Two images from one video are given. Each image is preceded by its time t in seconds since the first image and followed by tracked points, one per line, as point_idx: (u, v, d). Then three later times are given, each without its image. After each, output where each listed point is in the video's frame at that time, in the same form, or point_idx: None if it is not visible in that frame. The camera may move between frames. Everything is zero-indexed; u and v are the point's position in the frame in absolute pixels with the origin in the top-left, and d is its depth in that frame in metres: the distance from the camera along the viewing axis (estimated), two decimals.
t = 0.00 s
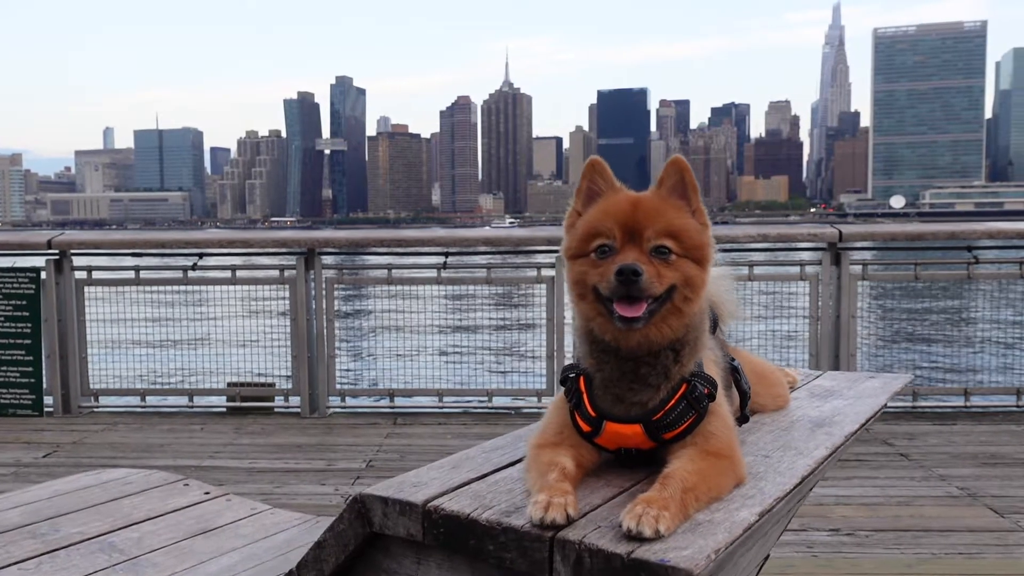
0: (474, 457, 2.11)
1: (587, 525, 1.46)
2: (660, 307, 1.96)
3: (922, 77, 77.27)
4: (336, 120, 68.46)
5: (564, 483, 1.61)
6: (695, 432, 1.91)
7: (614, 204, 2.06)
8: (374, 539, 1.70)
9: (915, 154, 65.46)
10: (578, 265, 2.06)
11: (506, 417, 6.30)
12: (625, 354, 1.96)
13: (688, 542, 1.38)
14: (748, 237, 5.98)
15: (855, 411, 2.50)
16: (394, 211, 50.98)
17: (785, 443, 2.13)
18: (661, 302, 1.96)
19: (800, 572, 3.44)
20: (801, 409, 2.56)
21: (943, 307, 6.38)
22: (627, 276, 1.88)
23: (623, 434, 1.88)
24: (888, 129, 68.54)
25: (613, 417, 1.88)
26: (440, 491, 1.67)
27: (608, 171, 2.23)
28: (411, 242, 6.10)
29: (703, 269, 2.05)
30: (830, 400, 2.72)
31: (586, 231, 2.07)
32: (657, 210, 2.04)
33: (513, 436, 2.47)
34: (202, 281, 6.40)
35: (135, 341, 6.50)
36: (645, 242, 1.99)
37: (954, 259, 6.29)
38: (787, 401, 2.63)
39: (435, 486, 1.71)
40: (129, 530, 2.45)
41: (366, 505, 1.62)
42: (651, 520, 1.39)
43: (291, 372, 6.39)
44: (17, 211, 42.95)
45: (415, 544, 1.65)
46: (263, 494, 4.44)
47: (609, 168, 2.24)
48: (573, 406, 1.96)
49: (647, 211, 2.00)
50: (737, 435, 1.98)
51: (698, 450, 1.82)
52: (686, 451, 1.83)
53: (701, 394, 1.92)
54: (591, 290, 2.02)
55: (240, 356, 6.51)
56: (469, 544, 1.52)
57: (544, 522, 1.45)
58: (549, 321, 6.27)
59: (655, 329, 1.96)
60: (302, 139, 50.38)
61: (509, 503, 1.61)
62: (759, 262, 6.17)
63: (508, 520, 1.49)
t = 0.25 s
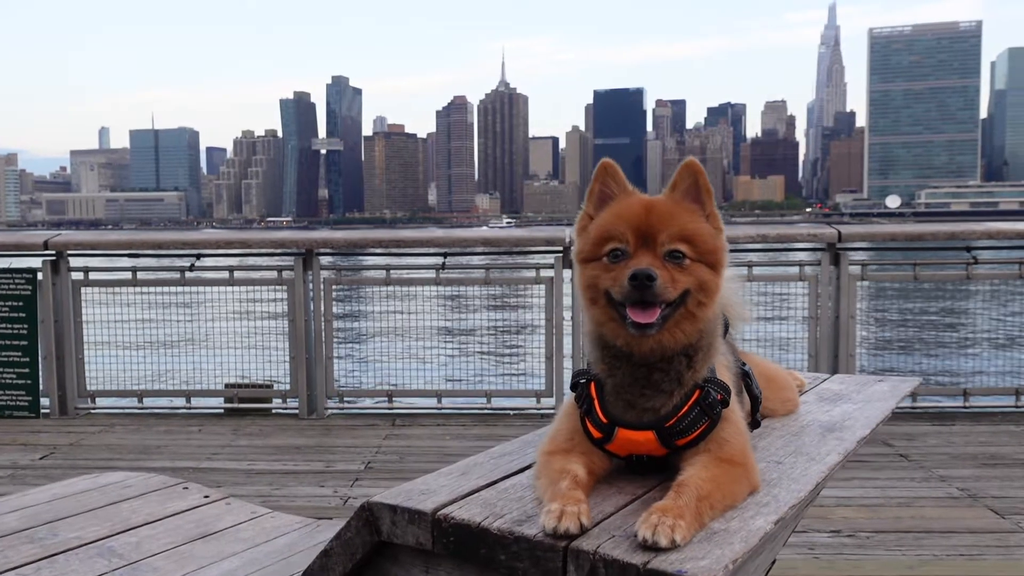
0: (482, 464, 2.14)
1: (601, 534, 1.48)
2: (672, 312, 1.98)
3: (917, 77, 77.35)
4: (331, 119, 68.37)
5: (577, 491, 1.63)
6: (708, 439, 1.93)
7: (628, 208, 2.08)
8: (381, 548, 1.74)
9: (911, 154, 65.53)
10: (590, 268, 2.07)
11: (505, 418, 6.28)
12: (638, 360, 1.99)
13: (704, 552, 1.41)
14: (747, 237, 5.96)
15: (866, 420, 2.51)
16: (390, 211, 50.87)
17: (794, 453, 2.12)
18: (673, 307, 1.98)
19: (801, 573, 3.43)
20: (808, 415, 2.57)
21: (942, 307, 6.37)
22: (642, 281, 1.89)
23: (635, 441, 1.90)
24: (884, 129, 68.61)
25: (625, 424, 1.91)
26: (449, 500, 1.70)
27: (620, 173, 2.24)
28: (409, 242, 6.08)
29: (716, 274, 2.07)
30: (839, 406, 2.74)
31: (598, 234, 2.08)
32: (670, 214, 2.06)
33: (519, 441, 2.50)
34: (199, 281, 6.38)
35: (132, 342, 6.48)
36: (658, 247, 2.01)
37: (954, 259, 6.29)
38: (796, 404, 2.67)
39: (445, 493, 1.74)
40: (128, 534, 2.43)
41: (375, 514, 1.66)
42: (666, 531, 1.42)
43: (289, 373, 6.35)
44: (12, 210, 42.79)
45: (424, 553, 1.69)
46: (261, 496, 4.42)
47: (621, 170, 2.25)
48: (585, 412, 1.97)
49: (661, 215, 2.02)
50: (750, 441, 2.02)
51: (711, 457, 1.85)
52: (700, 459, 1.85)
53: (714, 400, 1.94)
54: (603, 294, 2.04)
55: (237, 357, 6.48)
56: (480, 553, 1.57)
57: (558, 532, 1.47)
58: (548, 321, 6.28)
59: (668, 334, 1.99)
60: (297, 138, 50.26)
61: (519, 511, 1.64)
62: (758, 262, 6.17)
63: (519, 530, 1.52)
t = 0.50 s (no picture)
0: (485, 467, 2.16)
1: (610, 538, 1.51)
2: (680, 312, 1.98)
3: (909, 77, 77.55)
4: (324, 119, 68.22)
5: (584, 495, 1.65)
6: (715, 440, 1.95)
7: (635, 206, 2.07)
8: (385, 552, 1.76)
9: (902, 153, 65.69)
10: (597, 268, 2.07)
11: (500, 419, 6.27)
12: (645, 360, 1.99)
13: (715, 556, 1.45)
14: (743, 237, 5.95)
15: (868, 422, 2.54)
16: (383, 211, 50.75)
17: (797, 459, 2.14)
18: (682, 307, 1.98)
19: (800, 573, 3.43)
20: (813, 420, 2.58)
21: (933, 307, 6.40)
22: (648, 280, 1.89)
23: (642, 442, 1.93)
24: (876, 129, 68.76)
25: (632, 426, 1.93)
26: (454, 504, 1.73)
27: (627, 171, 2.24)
28: (404, 243, 6.05)
29: (725, 273, 2.07)
30: (840, 408, 2.77)
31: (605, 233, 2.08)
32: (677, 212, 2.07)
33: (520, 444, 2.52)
34: (192, 282, 6.30)
35: (126, 343, 6.45)
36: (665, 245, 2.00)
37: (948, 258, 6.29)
38: (800, 403, 2.72)
39: (449, 498, 1.77)
40: (123, 538, 2.41)
41: (378, 518, 1.68)
42: (678, 535, 1.45)
43: (284, 374, 6.33)
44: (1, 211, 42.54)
45: (428, 557, 1.71)
46: (256, 498, 4.40)
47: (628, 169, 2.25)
48: (591, 414, 1.99)
49: (668, 213, 2.01)
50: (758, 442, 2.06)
51: (721, 460, 1.88)
52: (707, 461, 1.89)
53: (722, 402, 1.95)
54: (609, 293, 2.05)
55: (232, 358, 6.47)
56: (485, 558, 1.59)
57: (567, 536, 1.49)
58: (544, 322, 6.28)
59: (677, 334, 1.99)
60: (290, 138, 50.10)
61: (526, 516, 1.67)
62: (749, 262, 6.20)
63: (527, 535, 1.54)
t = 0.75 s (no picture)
0: (483, 468, 2.14)
1: (613, 540, 1.50)
2: (683, 311, 2.00)
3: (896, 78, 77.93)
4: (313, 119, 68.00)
5: (586, 497, 1.64)
6: (717, 441, 1.95)
7: (638, 203, 2.10)
8: (381, 555, 1.75)
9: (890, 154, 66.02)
10: (599, 264, 2.09)
11: (491, 419, 6.24)
12: (646, 359, 2.01)
13: (720, 559, 1.44)
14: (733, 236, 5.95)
15: (864, 420, 2.55)
16: (372, 211, 50.64)
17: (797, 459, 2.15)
18: (684, 306, 2.00)
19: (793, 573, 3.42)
20: (810, 421, 2.58)
21: (922, 307, 6.43)
22: (652, 277, 1.91)
23: (641, 443, 1.91)
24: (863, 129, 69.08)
25: (633, 426, 1.91)
26: (453, 506, 1.71)
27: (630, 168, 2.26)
28: (394, 242, 6.02)
29: (727, 271, 2.09)
30: (838, 408, 2.77)
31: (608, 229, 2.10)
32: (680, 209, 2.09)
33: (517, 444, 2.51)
34: (181, 282, 6.26)
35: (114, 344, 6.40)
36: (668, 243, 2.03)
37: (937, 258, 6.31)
38: (799, 403, 2.74)
39: (447, 500, 1.75)
40: (111, 541, 2.38)
41: (374, 521, 1.67)
42: (683, 537, 1.44)
43: (273, 375, 6.29)
44: None
45: (425, 560, 1.70)
46: (245, 499, 4.36)
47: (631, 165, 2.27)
48: (591, 415, 1.99)
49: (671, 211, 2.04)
50: (763, 443, 2.06)
51: (724, 460, 1.88)
52: (710, 463, 1.88)
53: (725, 402, 1.96)
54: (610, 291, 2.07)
55: (221, 359, 6.42)
56: (484, 561, 1.58)
57: (569, 538, 1.48)
58: (535, 322, 6.25)
59: (678, 333, 2.01)
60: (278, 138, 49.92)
61: (526, 518, 1.66)
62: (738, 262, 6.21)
63: (527, 537, 1.53)
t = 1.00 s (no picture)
0: (474, 467, 2.13)
1: (610, 540, 1.49)
2: (680, 306, 2.04)
3: (877, 80, 78.50)
4: (296, 119, 67.67)
5: (582, 495, 1.63)
6: (714, 439, 1.97)
7: (635, 197, 2.12)
8: (371, 556, 1.73)
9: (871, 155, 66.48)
10: (596, 258, 2.12)
11: (476, 419, 6.22)
12: (642, 355, 2.03)
13: (720, 558, 1.44)
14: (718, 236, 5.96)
15: (860, 419, 2.57)
16: (355, 211, 50.49)
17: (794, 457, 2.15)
18: (682, 301, 2.04)
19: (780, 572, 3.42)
20: (802, 419, 2.59)
21: (904, 306, 6.47)
22: (650, 272, 1.94)
23: (638, 441, 1.93)
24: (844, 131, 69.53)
25: (628, 423, 1.93)
26: (445, 505, 1.70)
27: (627, 160, 2.28)
28: (378, 241, 5.98)
29: (724, 265, 2.13)
30: (829, 407, 2.76)
31: (604, 222, 2.12)
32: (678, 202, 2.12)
33: (507, 442, 2.50)
34: (163, 282, 6.15)
35: (94, 344, 6.33)
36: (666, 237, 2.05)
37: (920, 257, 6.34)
38: (792, 401, 2.76)
39: (438, 499, 1.74)
40: (92, 544, 2.34)
41: (363, 521, 1.65)
42: (683, 536, 1.44)
43: (256, 376, 6.24)
44: None
45: (415, 561, 1.69)
46: (228, 500, 4.32)
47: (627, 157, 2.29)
48: (587, 411, 2.00)
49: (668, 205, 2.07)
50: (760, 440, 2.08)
51: (721, 458, 1.90)
52: (708, 460, 1.90)
53: (722, 399, 1.98)
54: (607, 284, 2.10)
55: (203, 360, 6.36)
56: (477, 562, 1.57)
57: (565, 538, 1.47)
58: (520, 321, 6.23)
59: (675, 328, 2.04)
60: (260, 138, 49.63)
61: (520, 518, 1.65)
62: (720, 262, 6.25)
63: (522, 538, 1.52)
